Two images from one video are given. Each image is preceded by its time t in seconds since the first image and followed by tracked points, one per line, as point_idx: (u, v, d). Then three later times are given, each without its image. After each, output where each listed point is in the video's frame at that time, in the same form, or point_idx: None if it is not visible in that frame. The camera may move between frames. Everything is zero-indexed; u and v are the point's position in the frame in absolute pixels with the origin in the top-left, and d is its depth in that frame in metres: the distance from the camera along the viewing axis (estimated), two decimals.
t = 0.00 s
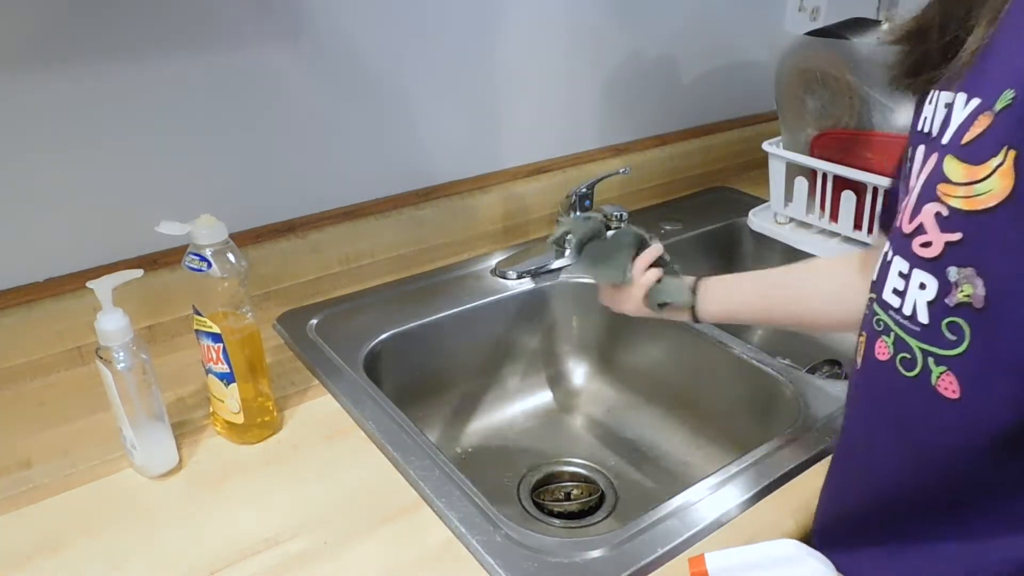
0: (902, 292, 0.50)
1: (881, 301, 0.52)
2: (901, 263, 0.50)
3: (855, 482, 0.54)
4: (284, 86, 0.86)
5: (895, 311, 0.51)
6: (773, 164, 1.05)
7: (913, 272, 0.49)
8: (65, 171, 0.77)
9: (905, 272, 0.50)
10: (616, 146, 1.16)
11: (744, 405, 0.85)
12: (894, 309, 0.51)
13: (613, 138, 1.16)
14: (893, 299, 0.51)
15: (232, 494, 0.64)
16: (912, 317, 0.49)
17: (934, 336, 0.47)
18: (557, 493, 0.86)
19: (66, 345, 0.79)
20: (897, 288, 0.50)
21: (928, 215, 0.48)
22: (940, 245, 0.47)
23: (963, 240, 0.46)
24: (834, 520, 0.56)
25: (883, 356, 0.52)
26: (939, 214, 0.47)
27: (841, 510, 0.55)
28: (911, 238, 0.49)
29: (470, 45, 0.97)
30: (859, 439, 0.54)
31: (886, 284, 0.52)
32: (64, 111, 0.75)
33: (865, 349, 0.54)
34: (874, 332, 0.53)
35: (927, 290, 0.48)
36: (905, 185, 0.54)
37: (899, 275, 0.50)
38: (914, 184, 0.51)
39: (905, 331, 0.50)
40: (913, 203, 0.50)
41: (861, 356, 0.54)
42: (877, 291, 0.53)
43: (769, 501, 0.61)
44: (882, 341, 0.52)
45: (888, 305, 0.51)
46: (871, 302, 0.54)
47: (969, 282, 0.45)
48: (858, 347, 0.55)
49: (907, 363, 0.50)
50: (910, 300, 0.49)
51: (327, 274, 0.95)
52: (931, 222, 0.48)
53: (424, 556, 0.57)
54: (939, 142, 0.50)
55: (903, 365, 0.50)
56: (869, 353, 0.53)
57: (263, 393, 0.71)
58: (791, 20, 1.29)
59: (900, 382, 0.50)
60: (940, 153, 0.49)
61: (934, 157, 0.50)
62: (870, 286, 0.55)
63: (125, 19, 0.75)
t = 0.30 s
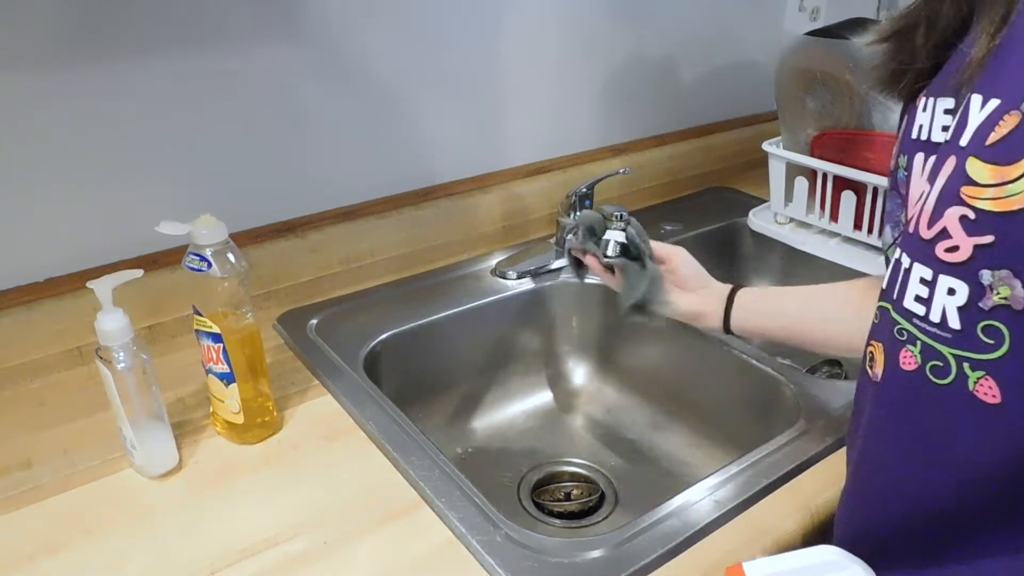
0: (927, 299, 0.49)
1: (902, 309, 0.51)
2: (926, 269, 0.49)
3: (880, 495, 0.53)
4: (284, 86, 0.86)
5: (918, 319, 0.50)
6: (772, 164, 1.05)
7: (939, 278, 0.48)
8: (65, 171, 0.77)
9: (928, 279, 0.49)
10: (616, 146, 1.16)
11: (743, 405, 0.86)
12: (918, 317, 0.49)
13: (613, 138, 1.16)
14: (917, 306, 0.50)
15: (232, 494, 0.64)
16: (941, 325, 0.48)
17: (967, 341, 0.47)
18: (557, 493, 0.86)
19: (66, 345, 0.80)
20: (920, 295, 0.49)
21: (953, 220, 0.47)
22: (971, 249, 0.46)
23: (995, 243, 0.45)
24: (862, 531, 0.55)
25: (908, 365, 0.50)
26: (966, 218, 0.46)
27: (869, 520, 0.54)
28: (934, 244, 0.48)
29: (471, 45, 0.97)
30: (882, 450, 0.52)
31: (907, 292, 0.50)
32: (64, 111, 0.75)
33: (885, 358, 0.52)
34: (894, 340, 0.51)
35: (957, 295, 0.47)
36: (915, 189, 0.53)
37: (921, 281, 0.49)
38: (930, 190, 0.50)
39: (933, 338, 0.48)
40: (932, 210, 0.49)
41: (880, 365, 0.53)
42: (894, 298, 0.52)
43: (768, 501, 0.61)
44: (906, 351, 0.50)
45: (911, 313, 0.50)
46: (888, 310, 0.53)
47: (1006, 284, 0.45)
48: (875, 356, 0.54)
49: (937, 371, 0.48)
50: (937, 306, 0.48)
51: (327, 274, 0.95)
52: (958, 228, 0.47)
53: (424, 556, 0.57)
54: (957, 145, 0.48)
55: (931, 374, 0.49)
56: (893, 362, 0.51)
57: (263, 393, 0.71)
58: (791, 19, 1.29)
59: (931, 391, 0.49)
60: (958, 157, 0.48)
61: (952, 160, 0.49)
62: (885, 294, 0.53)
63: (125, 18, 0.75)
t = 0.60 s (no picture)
0: (931, 288, 0.50)
1: (906, 301, 0.52)
2: (926, 260, 0.50)
3: (893, 486, 0.53)
4: (284, 86, 0.86)
5: (922, 309, 0.50)
6: (772, 164, 1.05)
7: (940, 265, 0.49)
8: (65, 171, 0.77)
9: (931, 268, 0.50)
10: (616, 146, 1.16)
11: (743, 404, 0.86)
12: (924, 306, 0.50)
13: (613, 138, 1.16)
14: (921, 296, 0.51)
15: (232, 494, 0.64)
16: (946, 311, 0.49)
17: (970, 325, 0.48)
18: (556, 493, 0.86)
19: (66, 344, 0.80)
20: (924, 286, 0.50)
21: (948, 208, 0.49)
22: (968, 234, 0.47)
23: (988, 225, 0.46)
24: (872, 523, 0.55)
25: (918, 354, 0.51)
26: (961, 204, 0.48)
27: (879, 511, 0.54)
28: (933, 234, 0.50)
29: (471, 45, 0.97)
30: (894, 441, 0.53)
31: (910, 284, 0.51)
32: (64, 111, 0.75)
33: (895, 352, 0.53)
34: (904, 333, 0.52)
35: (958, 280, 0.48)
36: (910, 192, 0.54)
37: (924, 271, 0.50)
38: (925, 185, 0.51)
39: (939, 326, 0.49)
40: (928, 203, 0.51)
41: (891, 360, 0.53)
42: (898, 291, 0.53)
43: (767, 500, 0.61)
44: (915, 341, 0.51)
45: (916, 304, 0.51)
46: (896, 305, 0.53)
47: (1001, 264, 0.46)
48: (885, 353, 0.54)
49: (945, 357, 0.49)
50: (941, 294, 0.49)
51: (327, 274, 0.95)
52: (953, 216, 0.48)
53: (424, 556, 0.57)
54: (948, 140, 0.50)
55: (940, 361, 0.49)
56: (903, 355, 0.52)
57: (263, 393, 0.71)
58: (791, 19, 1.29)
59: (941, 378, 0.49)
60: (948, 150, 0.50)
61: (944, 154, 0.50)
62: (890, 291, 0.54)
63: (125, 18, 0.75)
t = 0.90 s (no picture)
0: (949, 288, 0.53)
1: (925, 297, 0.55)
2: (946, 262, 0.53)
3: (896, 470, 0.57)
4: (284, 86, 0.86)
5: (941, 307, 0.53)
6: (772, 164, 1.05)
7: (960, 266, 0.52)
8: (65, 171, 0.77)
9: (949, 268, 0.53)
10: (616, 146, 1.16)
11: (743, 404, 0.86)
12: (942, 305, 0.53)
13: (613, 138, 1.16)
14: (938, 294, 0.53)
15: (231, 494, 0.64)
16: (964, 311, 0.52)
17: (986, 326, 0.50)
18: (557, 493, 0.86)
19: (66, 344, 0.80)
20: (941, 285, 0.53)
21: (969, 215, 0.51)
22: (988, 242, 0.50)
23: (1009, 235, 0.49)
24: (874, 504, 0.59)
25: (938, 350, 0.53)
26: (982, 212, 0.51)
27: (882, 492, 0.58)
28: (951, 237, 0.53)
29: (471, 44, 0.97)
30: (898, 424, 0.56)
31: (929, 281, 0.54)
32: (64, 111, 0.75)
33: (912, 345, 0.56)
34: (920, 327, 0.55)
35: (977, 283, 0.51)
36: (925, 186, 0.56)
37: (942, 271, 0.53)
38: (943, 187, 0.54)
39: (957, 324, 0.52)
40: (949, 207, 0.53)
41: (907, 351, 0.56)
42: (917, 287, 0.55)
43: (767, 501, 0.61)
44: (932, 337, 0.54)
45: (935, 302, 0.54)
46: (913, 300, 0.56)
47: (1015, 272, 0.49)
48: (899, 344, 0.57)
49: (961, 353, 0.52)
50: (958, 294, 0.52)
51: (327, 274, 0.95)
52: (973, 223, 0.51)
53: (423, 556, 0.57)
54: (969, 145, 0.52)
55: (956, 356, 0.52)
56: (918, 346, 0.55)
57: (263, 393, 0.71)
58: (791, 19, 1.30)
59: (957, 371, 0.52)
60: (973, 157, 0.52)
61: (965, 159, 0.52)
62: (909, 286, 0.57)
63: (125, 19, 0.75)
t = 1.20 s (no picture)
0: None
1: None
2: None
3: None
4: (284, 86, 0.86)
5: None
6: (772, 164, 1.05)
7: None
8: (64, 171, 0.77)
9: None
10: (616, 146, 1.16)
11: (742, 404, 0.86)
12: None
13: (612, 138, 1.16)
14: None
15: (230, 494, 0.64)
16: None
17: None
18: (556, 493, 0.86)
19: (66, 344, 0.80)
20: None
21: None
22: None
23: None
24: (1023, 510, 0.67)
25: None
26: None
27: None
28: None
29: (471, 45, 0.97)
30: None
31: None
32: (63, 111, 0.75)
33: None
34: None
35: None
36: None
37: None
38: None
39: None
40: None
41: None
42: None
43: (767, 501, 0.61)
44: None
45: None
46: None
47: None
48: None
49: None
50: None
51: (327, 274, 0.94)
52: None
53: (423, 555, 0.57)
54: None
55: None
56: None
57: (262, 394, 0.71)
58: (791, 19, 1.30)
59: None
60: None
61: None
62: None
63: (125, 19, 0.75)
